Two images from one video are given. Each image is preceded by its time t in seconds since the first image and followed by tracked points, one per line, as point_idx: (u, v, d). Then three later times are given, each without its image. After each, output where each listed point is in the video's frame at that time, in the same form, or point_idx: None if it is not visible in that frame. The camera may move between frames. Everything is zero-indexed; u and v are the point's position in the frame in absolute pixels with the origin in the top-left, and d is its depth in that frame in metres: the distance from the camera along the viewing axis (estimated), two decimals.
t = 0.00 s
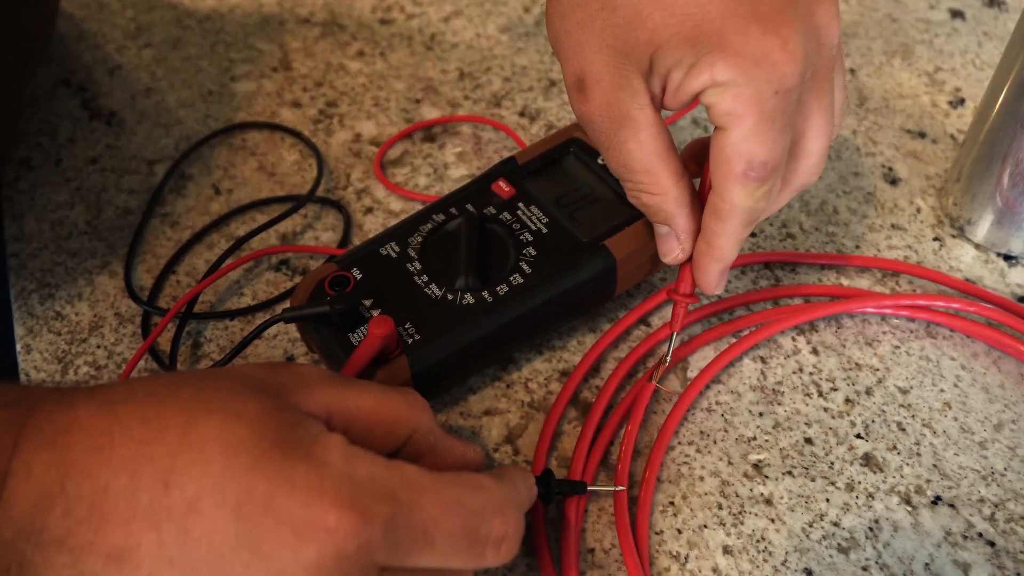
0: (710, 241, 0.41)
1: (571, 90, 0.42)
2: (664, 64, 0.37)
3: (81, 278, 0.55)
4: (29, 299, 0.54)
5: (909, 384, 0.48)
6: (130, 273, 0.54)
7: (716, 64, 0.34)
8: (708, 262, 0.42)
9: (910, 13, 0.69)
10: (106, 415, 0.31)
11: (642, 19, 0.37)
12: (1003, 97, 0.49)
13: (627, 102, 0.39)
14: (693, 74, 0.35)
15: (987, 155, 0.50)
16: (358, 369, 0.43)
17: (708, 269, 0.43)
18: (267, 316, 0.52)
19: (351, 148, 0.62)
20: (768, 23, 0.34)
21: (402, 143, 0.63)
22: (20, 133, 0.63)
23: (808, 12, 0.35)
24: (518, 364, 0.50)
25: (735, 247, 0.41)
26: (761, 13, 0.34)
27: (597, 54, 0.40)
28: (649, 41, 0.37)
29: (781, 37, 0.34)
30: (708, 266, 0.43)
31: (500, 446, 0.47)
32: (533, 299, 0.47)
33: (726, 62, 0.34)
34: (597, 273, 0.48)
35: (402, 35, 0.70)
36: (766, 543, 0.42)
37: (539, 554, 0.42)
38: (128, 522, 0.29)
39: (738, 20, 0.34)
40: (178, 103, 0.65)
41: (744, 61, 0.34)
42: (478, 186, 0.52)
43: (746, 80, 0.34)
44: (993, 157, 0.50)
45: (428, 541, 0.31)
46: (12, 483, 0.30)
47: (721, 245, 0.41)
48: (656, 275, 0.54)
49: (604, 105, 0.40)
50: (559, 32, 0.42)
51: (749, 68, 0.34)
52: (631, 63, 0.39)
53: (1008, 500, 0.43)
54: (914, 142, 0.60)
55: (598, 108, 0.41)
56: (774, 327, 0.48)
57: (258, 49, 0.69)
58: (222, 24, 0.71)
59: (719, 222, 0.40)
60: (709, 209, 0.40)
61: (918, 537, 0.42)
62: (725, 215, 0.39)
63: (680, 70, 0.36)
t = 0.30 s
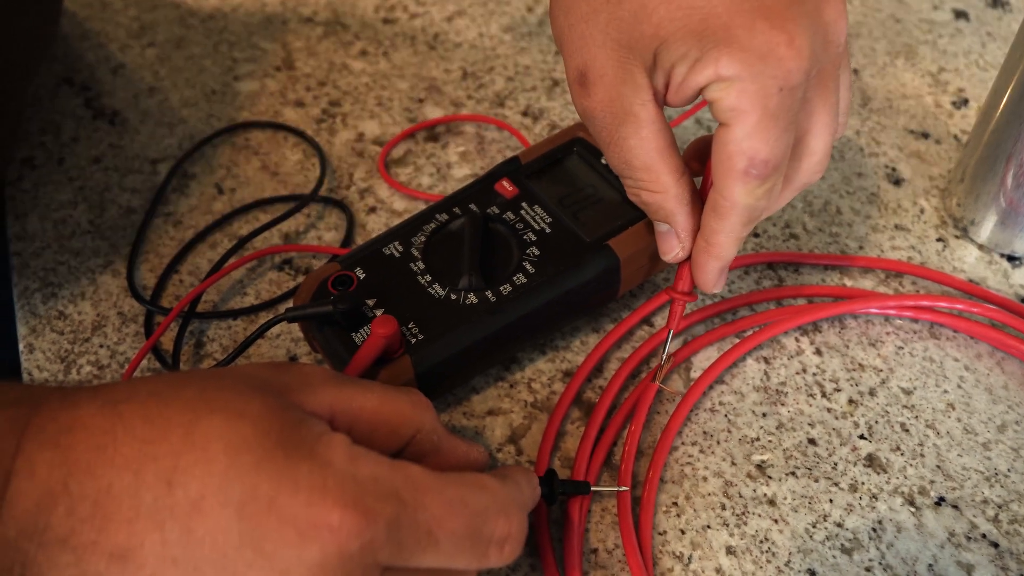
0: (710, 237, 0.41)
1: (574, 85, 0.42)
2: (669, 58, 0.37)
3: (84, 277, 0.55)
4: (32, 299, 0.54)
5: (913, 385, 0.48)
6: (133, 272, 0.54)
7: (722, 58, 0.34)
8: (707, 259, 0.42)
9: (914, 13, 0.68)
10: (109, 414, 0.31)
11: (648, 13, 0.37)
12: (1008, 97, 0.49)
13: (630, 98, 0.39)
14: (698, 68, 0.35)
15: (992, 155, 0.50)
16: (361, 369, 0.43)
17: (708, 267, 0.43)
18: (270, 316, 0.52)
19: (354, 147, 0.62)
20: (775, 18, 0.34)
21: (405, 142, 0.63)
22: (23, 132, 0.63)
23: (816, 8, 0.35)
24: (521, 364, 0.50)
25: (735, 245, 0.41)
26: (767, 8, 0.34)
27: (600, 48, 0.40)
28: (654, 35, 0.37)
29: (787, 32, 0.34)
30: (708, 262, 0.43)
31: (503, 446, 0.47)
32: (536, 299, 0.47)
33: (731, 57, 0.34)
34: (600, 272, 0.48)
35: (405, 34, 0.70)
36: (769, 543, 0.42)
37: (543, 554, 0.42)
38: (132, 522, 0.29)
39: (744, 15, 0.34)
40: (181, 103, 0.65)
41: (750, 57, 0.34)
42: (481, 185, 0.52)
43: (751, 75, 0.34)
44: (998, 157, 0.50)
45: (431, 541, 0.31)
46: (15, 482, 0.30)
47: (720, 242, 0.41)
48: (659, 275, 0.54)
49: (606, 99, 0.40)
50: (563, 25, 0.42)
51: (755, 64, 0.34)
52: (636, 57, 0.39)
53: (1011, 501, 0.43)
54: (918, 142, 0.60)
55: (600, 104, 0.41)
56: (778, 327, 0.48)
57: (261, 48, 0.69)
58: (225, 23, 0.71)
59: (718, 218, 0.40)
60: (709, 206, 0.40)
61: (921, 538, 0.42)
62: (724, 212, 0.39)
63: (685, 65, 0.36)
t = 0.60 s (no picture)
0: (711, 240, 0.41)
1: (575, 92, 0.42)
2: (669, 65, 0.37)
3: (86, 275, 0.55)
4: (34, 297, 0.54)
5: (914, 384, 0.48)
6: (134, 271, 0.54)
7: (720, 66, 0.34)
8: (710, 261, 0.42)
9: (915, 14, 0.68)
10: (112, 412, 0.31)
11: (646, 20, 0.37)
12: (1010, 97, 0.49)
13: (630, 104, 0.39)
14: (697, 76, 0.35)
15: (993, 155, 0.50)
16: (360, 368, 0.43)
17: (710, 269, 0.43)
18: (271, 314, 0.52)
19: (356, 146, 0.62)
20: (774, 25, 0.34)
21: (406, 142, 0.63)
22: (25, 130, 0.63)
23: (815, 13, 0.35)
24: (522, 363, 0.50)
25: (738, 247, 0.41)
26: (767, 15, 0.34)
27: (600, 55, 0.40)
28: (653, 42, 0.38)
29: (786, 39, 0.34)
30: (711, 265, 0.43)
31: (504, 445, 0.47)
32: (538, 298, 0.47)
33: (729, 64, 0.34)
34: (602, 271, 0.48)
35: (407, 33, 0.70)
36: (770, 542, 0.42)
37: (544, 553, 0.42)
38: (135, 519, 0.29)
39: (743, 22, 0.34)
40: (183, 102, 0.65)
41: (749, 65, 0.34)
42: (483, 185, 0.52)
43: (750, 82, 0.34)
44: (999, 157, 0.50)
45: (433, 539, 0.31)
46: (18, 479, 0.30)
47: (723, 245, 0.41)
48: (660, 274, 0.54)
49: (606, 106, 0.40)
50: (563, 32, 0.42)
51: (753, 71, 0.34)
52: (636, 65, 0.39)
53: (1012, 500, 0.43)
54: (919, 142, 0.60)
55: (600, 110, 0.41)
56: (779, 326, 0.48)
57: (263, 47, 0.69)
58: (227, 22, 0.71)
59: (720, 222, 0.40)
60: (710, 210, 0.40)
61: (922, 537, 0.42)
62: (726, 216, 0.39)
63: (684, 72, 0.36)
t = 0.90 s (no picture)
0: (711, 243, 0.41)
1: (575, 97, 0.42)
2: (668, 71, 0.37)
3: (89, 274, 0.55)
4: (37, 295, 0.54)
5: (916, 385, 0.48)
6: (137, 269, 0.55)
7: (720, 71, 0.34)
8: (709, 264, 0.42)
9: (918, 15, 0.68)
10: (117, 411, 0.31)
11: (646, 26, 0.37)
12: (1013, 97, 0.49)
13: (629, 110, 0.40)
14: (697, 81, 0.35)
15: (996, 156, 0.50)
16: (363, 368, 0.43)
17: (710, 272, 0.43)
18: (274, 313, 0.52)
19: (359, 145, 0.62)
20: (775, 30, 0.34)
21: (409, 141, 0.63)
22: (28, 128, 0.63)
23: (816, 18, 0.35)
24: (525, 362, 0.50)
25: (737, 249, 0.41)
26: (768, 20, 0.34)
27: (600, 60, 0.40)
28: (652, 48, 0.37)
29: (787, 44, 0.34)
30: (711, 268, 0.43)
31: (506, 444, 0.47)
32: (540, 297, 0.47)
33: (730, 70, 0.34)
34: (604, 272, 0.48)
35: (410, 33, 0.70)
36: (772, 543, 0.42)
37: (546, 553, 0.42)
38: (139, 518, 0.29)
39: (744, 28, 0.34)
40: (186, 100, 0.65)
41: (749, 70, 0.34)
42: (486, 184, 0.53)
43: (750, 88, 0.34)
44: (1002, 158, 0.50)
45: (437, 539, 0.32)
46: (23, 478, 0.30)
47: (722, 248, 0.41)
48: (662, 274, 0.54)
49: (606, 111, 0.40)
50: (563, 36, 0.42)
51: (754, 76, 0.34)
52: (635, 70, 0.39)
53: (1014, 501, 0.43)
54: (922, 143, 0.60)
55: (600, 115, 0.41)
56: (782, 327, 0.48)
57: (266, 46, 0.69)
58: (230, 21, 0.71)
59: (720, 226, 0.40)
60: (710, 213, 0.40)
61: (924, 538, 0.42)
62: (725, 219, 0.39)
63: (684, 78, 0.36)
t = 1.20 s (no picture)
0: (708, 245, 0.41)
1: (571, 100, 0.42)
2: (664, 73, 0.37)
3: (87, 274, 0.55)
4: (35, 295, 0.54)
5: (914, 385, 0.48)
6: (135, 269, 0.55)
7: (715, 74, 0.34)
8: (706, 266, 0.42)
9: (917, 15, 0.68)
10: (113, 412, 0.31)
11: (641, 29, 0.37)
12: (1012, 97, 0.49)
13: (625, 112, 0.40)
14: (692, 84, 0.35)
15: (994, 157, 0.50)
16: (360, 368, 0.43)
17: (707, 274, 0.43)
18: (272, 313, 0.52)
19: (357, 145, 0.62)
20: (770, 33, 0.34)
21: (408, 141, 0.63)
22: (27, 128, 0.63)
23: (812, 20, 0.34)
24: (523, 363, 0.50)
25: (734, 251, 0.41)
26: (763, 23, 0.34)
27: (595, 63, 0.40)
28: (648, 51, 0.37)
29: (782, 47, 0.34)
30: (708, 270, 0.43)
31: (504, 444, 0.47)
32: (538, 297, 0.47)
33: (725, 73, 0.34)
34: (602, 272, 0.48)
35: (409, 33, 0.70)
36: (770, 543, 0.42)
37: (543, 553, 0.42)
38: (136, 518, 0.29)
39: (739, 31, 0.34)
40: (185, 101, 0.65)
41: (745, 73, 0.34)
42: (484, 184, 0.53)
43: (746, 91, 0.34)
44: (1000, 158, 0.50)
45: (434, 540, 0.31)
46: (20, 478, 0.30)
47: (719, 250, 0.41)
48: (661, 274, 0.54)
49: (602, 114, 0.40)
50: (559, 38, 0.42)
51: (749, 79, 0.34)
52: (631, 73, 0.39)
53: (1012, 502, 0.43)
54: (921, 143, 0.60)
55: (597, 118, 0.41)
56: (781, 327, 0.48)
57: (265, 46, 0.69)
58: (229, 21, 0.71)
59: (716, 227, 0.40)
60: (706, 215, 0.40)
61: (922, 538, 0.42)
62: (721, 221, 0.39)
63: (679, 81, 0.36)
